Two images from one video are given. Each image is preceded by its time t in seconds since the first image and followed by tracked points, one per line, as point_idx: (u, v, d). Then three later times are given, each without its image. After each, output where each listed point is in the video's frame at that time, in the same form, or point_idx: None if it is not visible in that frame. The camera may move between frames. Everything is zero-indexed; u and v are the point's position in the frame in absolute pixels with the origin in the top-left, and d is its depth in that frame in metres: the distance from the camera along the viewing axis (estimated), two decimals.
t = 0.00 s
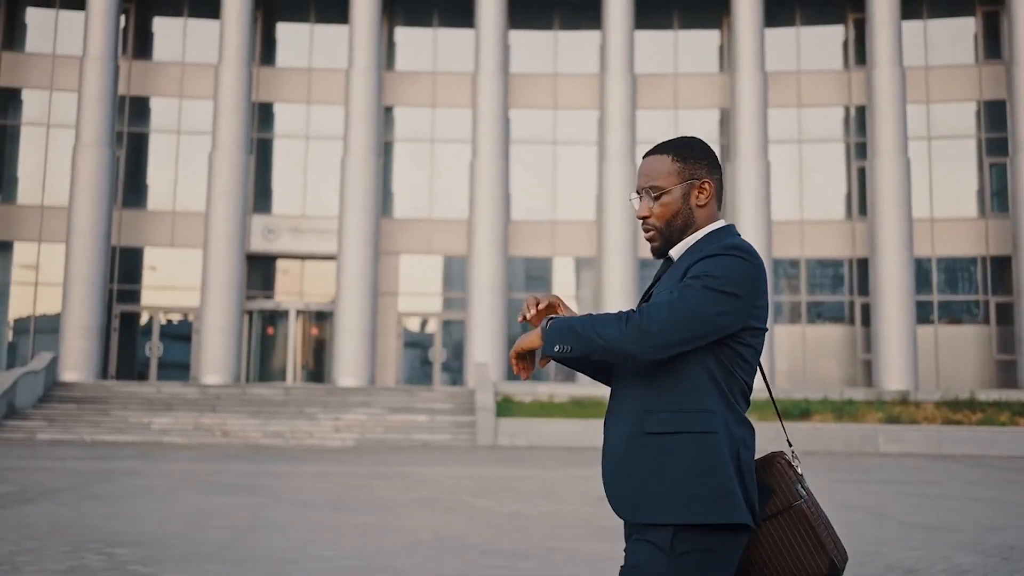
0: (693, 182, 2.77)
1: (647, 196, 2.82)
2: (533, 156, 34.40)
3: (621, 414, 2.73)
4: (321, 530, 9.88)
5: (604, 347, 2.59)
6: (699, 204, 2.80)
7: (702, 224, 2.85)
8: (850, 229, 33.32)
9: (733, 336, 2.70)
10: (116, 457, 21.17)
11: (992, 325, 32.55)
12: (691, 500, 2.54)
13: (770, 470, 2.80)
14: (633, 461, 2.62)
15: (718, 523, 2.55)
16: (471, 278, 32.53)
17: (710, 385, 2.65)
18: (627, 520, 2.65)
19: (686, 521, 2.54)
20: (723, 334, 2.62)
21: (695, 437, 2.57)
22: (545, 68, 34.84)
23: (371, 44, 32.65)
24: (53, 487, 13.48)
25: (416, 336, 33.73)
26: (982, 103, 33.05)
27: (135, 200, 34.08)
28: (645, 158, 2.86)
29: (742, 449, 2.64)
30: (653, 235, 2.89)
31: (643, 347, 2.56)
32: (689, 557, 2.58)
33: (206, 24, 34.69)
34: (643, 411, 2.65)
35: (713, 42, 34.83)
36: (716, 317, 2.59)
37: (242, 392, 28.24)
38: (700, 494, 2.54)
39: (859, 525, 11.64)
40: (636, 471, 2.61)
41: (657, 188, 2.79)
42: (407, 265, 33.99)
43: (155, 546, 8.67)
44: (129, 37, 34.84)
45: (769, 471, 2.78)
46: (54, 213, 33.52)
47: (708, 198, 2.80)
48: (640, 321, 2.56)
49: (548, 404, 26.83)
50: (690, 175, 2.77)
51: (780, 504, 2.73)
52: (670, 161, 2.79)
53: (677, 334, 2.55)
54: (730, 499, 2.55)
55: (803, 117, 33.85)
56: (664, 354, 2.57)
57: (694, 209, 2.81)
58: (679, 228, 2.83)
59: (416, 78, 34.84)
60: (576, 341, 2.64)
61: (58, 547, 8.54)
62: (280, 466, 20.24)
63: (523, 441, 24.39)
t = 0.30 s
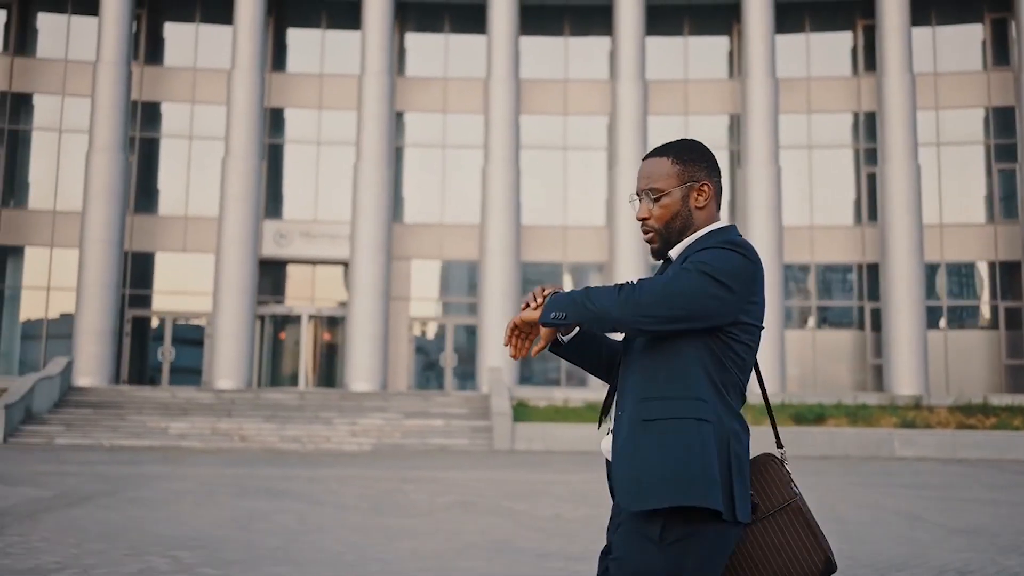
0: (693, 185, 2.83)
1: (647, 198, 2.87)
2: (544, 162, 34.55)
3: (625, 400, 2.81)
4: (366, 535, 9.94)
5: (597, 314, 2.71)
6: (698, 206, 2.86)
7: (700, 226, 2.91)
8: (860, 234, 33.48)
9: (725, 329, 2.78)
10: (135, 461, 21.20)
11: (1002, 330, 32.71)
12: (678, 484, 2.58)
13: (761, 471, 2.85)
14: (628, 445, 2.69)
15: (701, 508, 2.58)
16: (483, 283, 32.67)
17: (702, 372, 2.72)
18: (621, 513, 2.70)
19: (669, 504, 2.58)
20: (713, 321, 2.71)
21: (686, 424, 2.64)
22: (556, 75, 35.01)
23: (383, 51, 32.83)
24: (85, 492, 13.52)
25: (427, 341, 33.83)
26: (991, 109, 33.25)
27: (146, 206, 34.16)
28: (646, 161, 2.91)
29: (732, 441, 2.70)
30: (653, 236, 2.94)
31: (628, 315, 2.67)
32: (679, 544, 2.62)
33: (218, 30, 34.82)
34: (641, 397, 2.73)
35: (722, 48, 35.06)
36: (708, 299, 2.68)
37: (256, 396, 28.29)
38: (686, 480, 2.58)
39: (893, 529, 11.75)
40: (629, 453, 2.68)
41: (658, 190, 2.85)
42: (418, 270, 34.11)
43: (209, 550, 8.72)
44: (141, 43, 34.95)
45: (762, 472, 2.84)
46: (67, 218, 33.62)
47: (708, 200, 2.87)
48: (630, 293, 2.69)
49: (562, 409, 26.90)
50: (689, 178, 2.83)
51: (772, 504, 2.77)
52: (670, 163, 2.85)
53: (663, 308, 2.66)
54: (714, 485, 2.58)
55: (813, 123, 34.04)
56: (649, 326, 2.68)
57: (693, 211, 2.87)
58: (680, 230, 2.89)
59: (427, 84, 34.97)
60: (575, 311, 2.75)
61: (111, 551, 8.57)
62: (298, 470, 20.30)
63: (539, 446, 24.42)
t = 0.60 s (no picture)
0: (686, 182, 2.96)
1: (641, 196, 2.99)
2: (551, 164, 34.60)
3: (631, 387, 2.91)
4: (402, 537, 10.00)
5: (596, 287, 2.79)
6: (691, 203, 2.98)
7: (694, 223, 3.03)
8: (867, 236, 33.57)
9: (723, 313, 2.90)
10: (151, 463, 21.25)
11: (1008, 333, 32.79)
12: (695, 472, 2.69)
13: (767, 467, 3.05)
14: (640, 430, 2.80)
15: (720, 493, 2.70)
16: (492, 286, 32.72)
17: (705, 358, 2.83)
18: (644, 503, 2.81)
19: (688, 491, 2.69)
20: (710, 302, 2.81)
21: (697, 409, 2.74)
22: (563, 78, 35.09)
23: (391, 54, 32.91)
24: (112, 493, 13.58)
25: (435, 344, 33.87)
26: (997, 113, 33.35)
27: (154, 208, 34.19)
28: (639, 160, 3.03)
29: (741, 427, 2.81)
30: (648, 234, 3.06)
31: (625, 289, 2.76)
32: (709, 533, 2.75)
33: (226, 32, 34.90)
34: (650, 383, 2.84)
35: (728, 51, 35.20)
36: (704, 278, 2.78)
37: (267, 398, 28.34)
38: (701, 466, 2.69)
39: (923, 531, 11.80)
40: (643, 438, 2.78)
41: (651, 188, 2.97)
42: (427, 273, 34.14)
43: (254, 551, 8.78)
44: (149, 45, 35.00)
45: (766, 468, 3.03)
46: (75, 219, 33.63)
47: (701, 197, 2.99)
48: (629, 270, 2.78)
49: (574, 411, 26.97)
50: (682, 176, 2.95)
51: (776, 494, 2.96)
52: (664, 162, 2.97)
53: (660, 285, 2.75)
54: (732, 471, 2.70)
55: (820, 126, 34.13)
56: (647, 302, 2.77)
57: (686, 208, 2.99)
58: (673, 228, 3.01)
59: (434, 87, 35.03)
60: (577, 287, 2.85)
61: (157, 551, 8.63)
62: (314, 472, 20.36)
63: (552, 449, 24.48)
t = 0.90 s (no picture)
0: (658, 195, 2.97)
1: (614, 209, 3.01)
2: (547, 169, 34.65)
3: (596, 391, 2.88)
4: (426, 542, 9.98)
5: (580, 285, 2.75)
6: (663, 215, 3.00)
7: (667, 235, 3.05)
8: (861, 242, 33.76)
9: (694, 326, 2.90)
10: (152, 469, 21.14)
11: (1002, 337, 33.05)
12: (657, 481, 2.67)
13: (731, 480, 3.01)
14: (607, 433, 2.76)
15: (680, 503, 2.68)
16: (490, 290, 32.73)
17: (674, 367, 2.81)
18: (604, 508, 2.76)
19: (651, 496, 2.66)
20: (685, 313, 2.81)
21: (664, 416, 2.72)
22: (559, 83, 35.18)
23: (388, 58, 32.94)
24: (126, 499, 13.53)
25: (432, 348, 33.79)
26: (990, 119, 33.68)
27: (148, 213, 34.02)
28: (609, 173, 3.04)
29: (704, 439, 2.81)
30: (621, 247, 3.07)
31: (608, 290, 2.73)
32: (666, 542, 2.72)
33: (221, 35, 34.81)
34: (618, 389, 2.81)
35: (723, 57, 35.39)
36: (681, 286, 2.78)
37: (264, 403, 28.22)
38: (666, 473, 2.67)
39: (940, 535, 11.85)
40: (608, 441, 2.75)
41: (624, 200, 2.98)
42: (424, 277, 34.07)
43: (287, 558, 8.74)
44: (144, 49, 34.89)
45: (739, 476, 2.97)
46: (69, 223, 33.43)
47: (673, 209, 3.01)
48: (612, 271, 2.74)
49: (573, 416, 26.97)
50: (655, 188, 2.97)
51: (744, 506, 2.93)
52: (635, 174, 2.99)
53: (640, 289, 2.73)
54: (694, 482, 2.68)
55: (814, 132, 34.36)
56: (625, 305, 2.75)
57: (660, 220, 3.01)
58: (646, 240, 3.03)
59: (430, 91, 35.04)
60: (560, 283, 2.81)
61: (190, 558, 8.60)
62: (315, 477, 20.27)
63: (552, 453, 24.47)
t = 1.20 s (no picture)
0: (645, 190, 2.94)
1: (599, 204, 2.96)
2: (532, 172, 34.69)
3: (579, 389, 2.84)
4: (434, 544, 9.98)
5: (577, 281, 2.67)
6: (650, 211, 2.97)
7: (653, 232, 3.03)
8: (843, 245, 34.03)
9: (683, 326, 2.89)
10: (141, 472, 21.02)
11: (981, 341, 33.43)
12: (642, 482, 2.65)
13: (708, 475, 2.99)
14: (592, 433, 2.71)
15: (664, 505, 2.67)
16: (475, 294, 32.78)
17: (660, 367, 2.80)
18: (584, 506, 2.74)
19: (636, 500, 2.64)
20: (677, 313, 2.79)
21: (652, 417, 2.70)
22: (544, 86, 35.23)
23: (373, 60, 32.91)
24: (125, 502, 13.45)
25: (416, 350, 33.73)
26: (970, 125, 34.06)
27: (130, 214, 33.78)
28: (595, 167, 2.99)
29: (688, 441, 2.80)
30: (607, 244, 3.03)
31: (606, 286, 2.67)
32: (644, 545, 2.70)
33: (205, 36, 34.61)
34: (605, 388, 2.77)
35: (707, 60, 35.58)
36: (675, 286, 2.75)
37: (251, 405, 28.10)
38: (653, 475, 2.65)
39: (942, 537, 11.94)
40: (593, 440, 2.71)
41: (613, 194, 2.93)
42: (409, 280, 34.02)
43: (305, 561, 8.71)
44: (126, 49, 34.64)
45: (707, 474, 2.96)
46: (50, 223, 33.12)
47: (657, 206, 2.99)
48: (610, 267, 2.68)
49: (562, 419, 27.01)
50: (640, 184, 2.94)
51: (717, 504, 2.91)
52: (621, 169, 2.95)
53: (634, 286, 2.69)
54: (678, 484, 2.68)
55: (797, 137, 34.63)
56: (620, 303, 2.71)
57: (645, 217, 2.98)
58: (632, 236, 3.00)
59: (416, 93, 34.99)
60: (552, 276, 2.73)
61: (208, 561, 8.57)
62: (305, 480, 20.19)
63: (542, 456, 24.49)
